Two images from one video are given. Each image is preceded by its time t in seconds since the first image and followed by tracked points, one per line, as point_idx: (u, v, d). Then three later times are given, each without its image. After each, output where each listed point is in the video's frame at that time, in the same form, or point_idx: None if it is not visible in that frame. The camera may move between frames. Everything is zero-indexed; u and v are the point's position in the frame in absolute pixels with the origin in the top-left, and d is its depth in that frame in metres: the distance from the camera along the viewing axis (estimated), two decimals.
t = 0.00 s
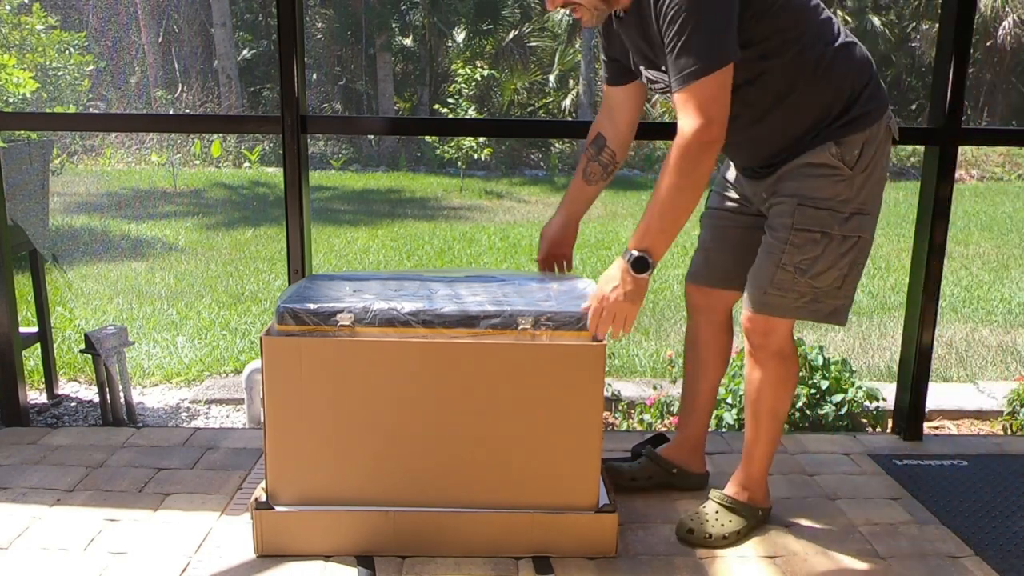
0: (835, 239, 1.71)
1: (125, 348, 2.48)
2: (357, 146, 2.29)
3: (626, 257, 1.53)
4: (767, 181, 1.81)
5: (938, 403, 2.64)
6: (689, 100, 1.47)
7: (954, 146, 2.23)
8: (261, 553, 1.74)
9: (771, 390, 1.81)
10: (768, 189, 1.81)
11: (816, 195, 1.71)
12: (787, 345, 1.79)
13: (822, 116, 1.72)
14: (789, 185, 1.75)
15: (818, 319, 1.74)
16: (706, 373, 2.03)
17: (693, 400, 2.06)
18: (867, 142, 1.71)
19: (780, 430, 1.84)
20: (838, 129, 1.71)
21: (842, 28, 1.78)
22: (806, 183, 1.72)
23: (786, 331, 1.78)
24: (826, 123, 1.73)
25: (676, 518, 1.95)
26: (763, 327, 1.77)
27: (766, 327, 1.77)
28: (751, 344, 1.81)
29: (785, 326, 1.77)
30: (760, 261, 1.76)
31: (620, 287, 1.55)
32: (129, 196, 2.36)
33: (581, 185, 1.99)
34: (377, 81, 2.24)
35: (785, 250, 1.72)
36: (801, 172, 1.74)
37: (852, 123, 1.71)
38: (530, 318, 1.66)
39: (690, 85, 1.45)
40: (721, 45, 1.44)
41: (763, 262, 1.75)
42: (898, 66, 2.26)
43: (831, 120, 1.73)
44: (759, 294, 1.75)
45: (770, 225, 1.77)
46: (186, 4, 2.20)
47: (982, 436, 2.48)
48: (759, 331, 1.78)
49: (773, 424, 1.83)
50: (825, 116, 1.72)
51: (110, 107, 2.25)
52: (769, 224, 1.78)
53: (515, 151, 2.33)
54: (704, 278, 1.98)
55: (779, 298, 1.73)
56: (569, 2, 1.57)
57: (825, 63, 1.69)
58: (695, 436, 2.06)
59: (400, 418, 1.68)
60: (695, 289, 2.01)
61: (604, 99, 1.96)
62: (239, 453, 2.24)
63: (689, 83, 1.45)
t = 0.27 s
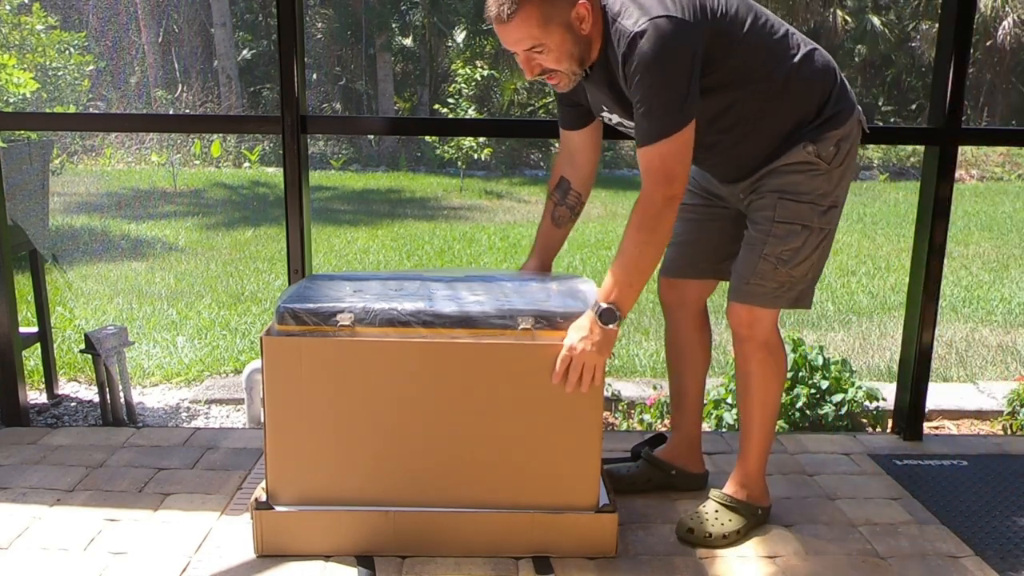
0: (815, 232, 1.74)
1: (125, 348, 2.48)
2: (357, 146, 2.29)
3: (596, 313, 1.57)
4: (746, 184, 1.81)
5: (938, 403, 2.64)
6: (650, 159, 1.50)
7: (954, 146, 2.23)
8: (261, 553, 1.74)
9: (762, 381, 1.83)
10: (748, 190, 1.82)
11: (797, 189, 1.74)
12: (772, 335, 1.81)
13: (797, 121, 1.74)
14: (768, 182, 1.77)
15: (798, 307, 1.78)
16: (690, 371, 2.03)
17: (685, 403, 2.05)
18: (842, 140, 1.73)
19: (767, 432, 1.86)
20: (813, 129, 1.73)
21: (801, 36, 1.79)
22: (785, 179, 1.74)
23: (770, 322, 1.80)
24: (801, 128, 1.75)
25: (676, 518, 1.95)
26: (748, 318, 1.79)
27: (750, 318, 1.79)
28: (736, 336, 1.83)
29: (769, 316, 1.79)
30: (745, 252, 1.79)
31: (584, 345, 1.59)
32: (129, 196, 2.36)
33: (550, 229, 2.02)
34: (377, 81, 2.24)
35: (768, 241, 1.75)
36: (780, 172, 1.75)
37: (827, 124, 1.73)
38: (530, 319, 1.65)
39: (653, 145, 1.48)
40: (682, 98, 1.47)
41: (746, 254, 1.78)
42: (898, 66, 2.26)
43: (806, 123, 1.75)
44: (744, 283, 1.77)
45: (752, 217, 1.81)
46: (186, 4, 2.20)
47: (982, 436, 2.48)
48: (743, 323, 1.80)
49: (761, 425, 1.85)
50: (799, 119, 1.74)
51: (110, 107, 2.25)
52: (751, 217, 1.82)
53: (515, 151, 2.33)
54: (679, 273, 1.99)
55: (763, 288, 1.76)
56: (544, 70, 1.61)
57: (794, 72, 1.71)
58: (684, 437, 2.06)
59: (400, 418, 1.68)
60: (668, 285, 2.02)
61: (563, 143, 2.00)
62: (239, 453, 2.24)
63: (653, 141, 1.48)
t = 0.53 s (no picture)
0: (809, 225, 1.76)
1: (125, 348, 2.48)
2: (357, 146, 2.29)
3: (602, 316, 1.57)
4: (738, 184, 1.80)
5: (938, 403, 2.64)
6: (668, 171, 1.52)
7: (954, 146, 2.23)
8: (261, 553, 1.74)
9: (763, 379, 1.83)
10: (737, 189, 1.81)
11: (791, 185, 1.74)
12: (775, 329, 1.82)
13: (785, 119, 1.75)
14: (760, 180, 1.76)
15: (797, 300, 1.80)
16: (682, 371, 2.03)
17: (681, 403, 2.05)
18: (827, 133, 1.75)
19: (767, 431, 1.86)
20: (800, 125, 1.74)
21: (782, 35, 1.80)
22: (776, 176, 1.75)
23: (773, 317, 1.80)
24: (790, 126, 1.75)
25: (676, 518, 1.95)
26: (752, 314, 1.80)
27: (754, 313, 1.79)
28: (740, 334, 1.82)
29: (772, 311, 1.80)
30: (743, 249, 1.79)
31: (589, 348, 1.59)
32: (129, 196, 2.36)
33: (544, 228, 2.03)
34: (377, 81, 2.24)
35: (766, 237, 1.76)
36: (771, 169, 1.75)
37: (813, 120, 1.75)
38: (530, 319, 1.65)
39: (670, 159, 1.50)
40: (705, 109, 1.49)
41: (744, 252, 1.78)
42: (898, 66, 2.26)
43: (793, 121, 1.75)
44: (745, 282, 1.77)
45: (744, 216, 1.81)
46: (186, 4, 2.20)
47: (982, 436, 2.48)
48: (747, 320, 1.80)
49: (761, 423, 1.85)
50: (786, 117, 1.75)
51: (109, 107, 2.25)
52: (743, 216, 1.81)
53: (515, 151, 2.33)
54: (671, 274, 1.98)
55: (763, 285, 1.76)
56: (564, 92, 1.57)
57: (782, 71, 1.72)
58: (683, 437, 2.06)
59: (401, 417, 1.68)
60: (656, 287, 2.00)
61: (551, 144, 2.00)
62: (239, 453, 2.24)
63: (672, 153, 1.50)
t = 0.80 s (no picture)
0: (810, 225, 1.77)
1: (125, 348, 2.48)
2: (357, 145, 2.29)
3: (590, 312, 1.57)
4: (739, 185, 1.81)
5: (938, 403, 2.64)
6: (671, 177, 1.51)
7: (954, 146, 2.23)
8: (261, 553, 1.74)
9: (764, 380, 1.83)
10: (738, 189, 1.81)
11: (791, 185, 1.75)
12: (777, 330, 1.81)
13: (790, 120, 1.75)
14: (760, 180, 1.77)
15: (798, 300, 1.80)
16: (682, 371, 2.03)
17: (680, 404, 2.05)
18: (828, 133, 1.75)
19: (767, 431, 1.86)
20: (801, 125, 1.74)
21: (784, 36, 1.79)
22: (777, 176, 1.75)
23: (775, 317, 1.80)
24: (792, 127, 1.75)
25: (676, 518, 1.96)
26: (754, 315, 1.79)
27: (757, 314, 1.79)
28: (742, 335, 1.82)
29: (773, 311, 1.80)
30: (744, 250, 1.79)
31: (577, 344, 1.58)
32: (129, 196, 2.36)
33: (530, 231, 2.03)
34: (377, 81, 2.24)
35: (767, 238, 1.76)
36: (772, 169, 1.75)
37: (816, 120, 1.75)
38: (530, 319, 1.65)
39: (676, 163, 1.50)
40: (713, 116, 1.49)
41: (745, 252, 1.78)
42: (898, 66, 2.26)
43: (796, 121, 1.75)
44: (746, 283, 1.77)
45: (745, 216, 1.81)
46: (187, 4, 2.20)
47: (982, 436, 2.48)
48: (749, 321, 1.80)
49: (761, 423, 1.85)
50: (790, 117, 1.75)
51: (110, 107, 2.25)
52: (744, 216, 1.81)
53: (515, 151, 2.33)
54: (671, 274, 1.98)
55: (765, 286, 1.76)
56: (569, 105, 1.58)
57: (786, 72, 1.72)
58: (683, 437, 2.06)
59: (401, 417, 1.68)
60: (657, 288, 2.00)
61: (542, 148, 1.99)
62: (239, 453, 2.24)
63: (679, 158, 1.49)
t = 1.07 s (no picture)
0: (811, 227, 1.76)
1: (125, 348, 2.48)
2: (357, 146, 2.29)
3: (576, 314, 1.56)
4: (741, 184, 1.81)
5: (938, 403, 2.64)
6: (651, 174, 1.52)
7: (954, 146, 2.23)
8: (261, 553, 1.74)
9: (764, 380, 1.83)
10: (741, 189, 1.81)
11: (793, 187, 1.74)
12: (776, 332, 1.81)
13: (791, 120, 1.75)
14: (763, 180, 1.76)
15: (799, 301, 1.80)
16: (685, 372, 2.03)
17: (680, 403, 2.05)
18: (834, 135, 1.75)
19: (767, 431, 1.86)
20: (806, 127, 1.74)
21: (788, 37, 1.79)
22: (780, 177, 1.75)
23: (773, 320, 1.80)
24: (795, 127, 1.75)
25: (676, 518, 1.96)
26: (752, 316, 1.79)
27: (754, 316, 1.79)
28: (741, 337, 1.82)
29: (772, 313, 1.80)
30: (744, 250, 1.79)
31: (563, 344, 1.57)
32: (129, 196, 2.36)
33: (514, 238, 2.04)
34: (377, 81, 2.24)
35: (768, 240, 1.75)
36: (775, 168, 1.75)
37: (819, 121, 1.74)
38: (530, 318, 1.66)
39: (653, 160, 1.50)
40: (693, 113, 1.49)
41: (745, 253, 1.78)
42: (898, 66, 2.26)
43: (799, 122, 1.75)
44: (745, 284, 1.78)
45: (745, 216, 1.81)
46: (187, 4, 2.20)
47: (982, 436, 2.48)
48: (747, 322, 1.80)
49: (761, 424, 1.85)
50: (792, 117, 1.75)
51: (110, 107, 2.25)
52: (744, 216, 1.81)
53: (516, 151, 2.33)
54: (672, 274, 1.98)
55: (765, 287, 1.76)
56: (531, 82, 1.60)
57: (786, 73, 1.72)
58: (684, 438, 2.06)
59: (401, 418, 1.68)
60: (659, 287, 2.00)
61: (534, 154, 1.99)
62: (239, 453, 2.24)
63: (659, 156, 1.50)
